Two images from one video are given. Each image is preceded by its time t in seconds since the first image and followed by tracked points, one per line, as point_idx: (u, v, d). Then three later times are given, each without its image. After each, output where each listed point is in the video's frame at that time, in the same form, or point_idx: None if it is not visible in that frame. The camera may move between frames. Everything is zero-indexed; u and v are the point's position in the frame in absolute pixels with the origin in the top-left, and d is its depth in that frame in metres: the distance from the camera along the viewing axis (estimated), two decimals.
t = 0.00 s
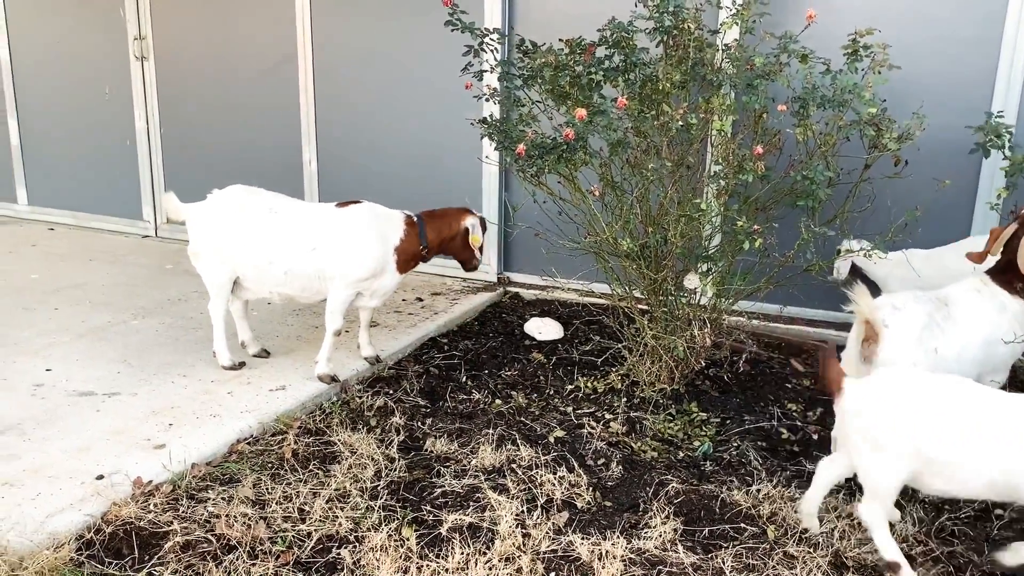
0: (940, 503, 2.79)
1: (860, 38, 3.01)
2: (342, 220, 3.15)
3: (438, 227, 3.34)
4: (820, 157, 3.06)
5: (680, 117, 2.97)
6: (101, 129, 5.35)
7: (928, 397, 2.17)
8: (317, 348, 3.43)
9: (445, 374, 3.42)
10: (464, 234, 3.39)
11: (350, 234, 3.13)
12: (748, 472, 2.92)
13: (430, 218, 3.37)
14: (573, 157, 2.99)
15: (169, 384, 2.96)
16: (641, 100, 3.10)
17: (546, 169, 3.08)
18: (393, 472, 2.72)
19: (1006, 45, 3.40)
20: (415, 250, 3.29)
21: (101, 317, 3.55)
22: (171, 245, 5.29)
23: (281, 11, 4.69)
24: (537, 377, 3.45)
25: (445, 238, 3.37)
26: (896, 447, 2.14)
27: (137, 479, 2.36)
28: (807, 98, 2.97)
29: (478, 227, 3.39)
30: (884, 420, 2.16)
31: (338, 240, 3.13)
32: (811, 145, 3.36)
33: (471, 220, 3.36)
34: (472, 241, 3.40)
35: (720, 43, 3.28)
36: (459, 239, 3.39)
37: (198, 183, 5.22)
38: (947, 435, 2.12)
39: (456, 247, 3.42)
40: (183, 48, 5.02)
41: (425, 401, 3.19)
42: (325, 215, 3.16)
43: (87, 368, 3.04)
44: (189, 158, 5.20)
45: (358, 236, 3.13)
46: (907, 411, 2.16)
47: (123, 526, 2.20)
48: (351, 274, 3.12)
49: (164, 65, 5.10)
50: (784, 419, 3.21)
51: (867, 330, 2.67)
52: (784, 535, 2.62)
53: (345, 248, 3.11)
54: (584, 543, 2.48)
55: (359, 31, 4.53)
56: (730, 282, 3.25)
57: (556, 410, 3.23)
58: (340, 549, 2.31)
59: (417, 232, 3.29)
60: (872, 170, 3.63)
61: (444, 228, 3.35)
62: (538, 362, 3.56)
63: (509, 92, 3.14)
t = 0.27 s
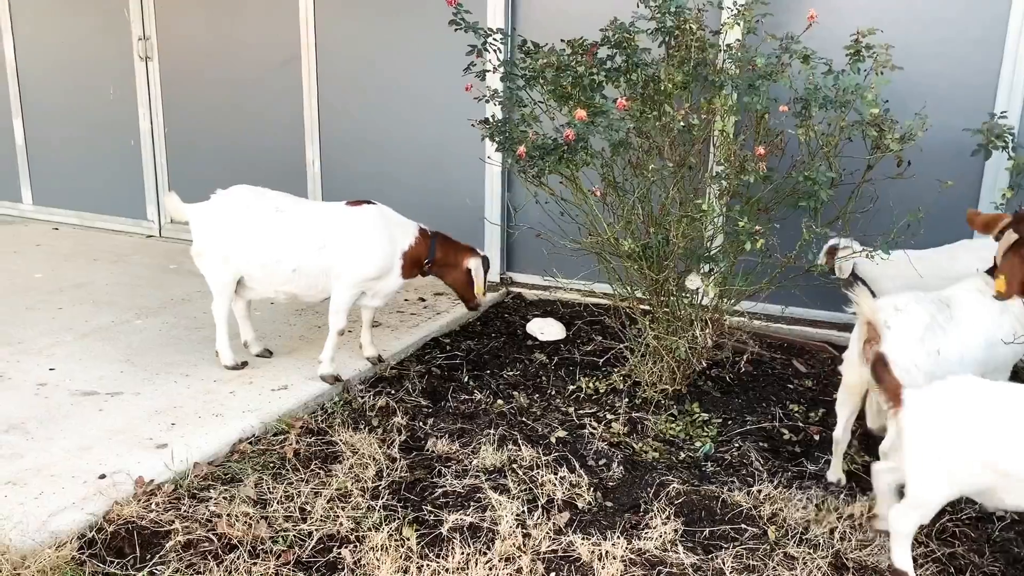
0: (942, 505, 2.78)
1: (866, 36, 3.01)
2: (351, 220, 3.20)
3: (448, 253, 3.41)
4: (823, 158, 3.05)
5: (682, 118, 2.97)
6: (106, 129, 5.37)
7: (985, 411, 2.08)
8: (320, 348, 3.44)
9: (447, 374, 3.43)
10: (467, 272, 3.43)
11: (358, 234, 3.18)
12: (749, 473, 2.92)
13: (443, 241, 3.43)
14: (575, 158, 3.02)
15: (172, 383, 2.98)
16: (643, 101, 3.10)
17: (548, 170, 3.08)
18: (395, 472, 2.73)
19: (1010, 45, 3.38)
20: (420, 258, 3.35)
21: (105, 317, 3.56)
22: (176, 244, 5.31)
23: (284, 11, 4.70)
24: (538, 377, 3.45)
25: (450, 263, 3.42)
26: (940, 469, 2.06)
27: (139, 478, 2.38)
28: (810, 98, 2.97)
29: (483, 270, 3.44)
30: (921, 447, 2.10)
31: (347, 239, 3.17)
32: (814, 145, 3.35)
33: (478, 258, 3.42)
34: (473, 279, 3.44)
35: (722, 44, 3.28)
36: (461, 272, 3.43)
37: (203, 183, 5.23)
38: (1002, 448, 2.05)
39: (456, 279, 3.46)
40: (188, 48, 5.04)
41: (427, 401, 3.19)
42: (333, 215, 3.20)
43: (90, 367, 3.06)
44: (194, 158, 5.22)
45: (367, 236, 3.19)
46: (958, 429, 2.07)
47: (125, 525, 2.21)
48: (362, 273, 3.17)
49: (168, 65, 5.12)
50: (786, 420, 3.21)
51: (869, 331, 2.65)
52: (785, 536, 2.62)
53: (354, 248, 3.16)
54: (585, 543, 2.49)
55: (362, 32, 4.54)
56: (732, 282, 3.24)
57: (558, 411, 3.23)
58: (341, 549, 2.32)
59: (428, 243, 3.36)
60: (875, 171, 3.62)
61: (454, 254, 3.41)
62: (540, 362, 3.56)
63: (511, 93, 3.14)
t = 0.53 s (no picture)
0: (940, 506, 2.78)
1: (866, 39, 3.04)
2: (356, 221, 3.23)
3: (446, 267, 3.43)
4: (822, 159, 3.05)
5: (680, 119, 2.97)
6: (109, 129, 5.40)
7: None
8: (320, 348, 3.46)
9: (447, 375, 3.43)
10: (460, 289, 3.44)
11: (363, 234, 3.20)
12: (747, 474, 2.92)
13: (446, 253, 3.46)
14: (574, 158, 3.03)
15: (172, 384, 2.99)
16: (642, 102, 3.11)
17: (547, 171, 3.08)
18: (393, 472, 2.74)
19: (1011, 45, 3.37)
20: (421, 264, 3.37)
21: (106, 317, 3.58)
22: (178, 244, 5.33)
23: (285, 12, 4.71)
24: (538, 377, 3.45)
25: (448, 275, 3.44)
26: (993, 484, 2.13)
27: (138, 479, 2.39)
28: (809, 99, 2.97)
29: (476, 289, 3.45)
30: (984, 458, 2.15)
31: (353, 239, 3.19)
32: (813, 146, 3.34)
33: (472, 276, 3.44)
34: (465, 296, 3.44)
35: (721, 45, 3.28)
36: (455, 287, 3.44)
37: (205, 183, 5.25)
38: None
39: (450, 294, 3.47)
40: (189, 48, 5.05)
41: (426, 402, 3.20)
42: (338, 217, 3.23)
43: (90, 367, 3.08)
44: (196, 158, 5.23)
45: (372, 236, 3.21)
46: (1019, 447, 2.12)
47: (123, 525, 2.23)
48: (368, 272, 3.18)
49: (170, 66, 5.13)
50: (785, 421, 3.20)
51: (868, 332, 2.67)
52: (782, 537, 2.62)
53: (359, 248, 3.18)
54: (581, 544, 2.50)
55: (363, 32, 4.55)
56: (732, 283, 3.24)
57: (557, 411, 3.24)
58: (338, 549, 2.33)
59: (430, 250, 3.40)
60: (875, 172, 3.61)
61: (452, 268, 3.43)
62: (539, 363, 3.57)
63: (510, 94, 3.14)
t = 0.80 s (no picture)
0: (936, 507, 2.78)
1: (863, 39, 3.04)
2: (355, 222, 3.24)
3: (445, 262, 3.46)
4: (819, 160, 3.05)
5: (677, 120, 2.97)
6: (110, 130, 5.42)
7: None
8: (318, 348, 3.47)
9: (445, 375, 3.44)
10: (461, 282, 3.48)
11: (362, 235, 3.21)
12: (743, 474, 2.92)
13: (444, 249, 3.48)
14: (571, 159, 3.03)
15: (170, 384, 3.01)
16: (639, 102, 3.11)
17: (543, 172, 3.08)
18: (389, 472, 2.75)
19: (1009, 45, 3.35)
20: (420, 263, 3.40)
21: (105, 317, 3.60)
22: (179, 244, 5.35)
23: (284, 12, 4.73)
24: (536, 377, 3.46)
25: (447, 270, 3.48)
26: None
27: (134, 479, 2.41)
28: (806, 100, 2.97)
29: (478, 280, 3.49)
30: None
31: (352, 240, 3.21)
32: (811, 146, 3.34)
33: (473, 268, 3.47)
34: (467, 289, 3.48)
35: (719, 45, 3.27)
36: (456, 281, 3.48)
37: (206, 183, 5.26)
38: None
39: (451, 288, 3.50)
40: (189, 49, 5.07)
41: (424, 402, 3.21)
42: (337, 217, 3.24)
43: (89, 367, 3.10)
44: (196, 158, 5.25)
45: (371, 237, 3.22)
46: None
47: (120, 525, 2.25)
48: (368, 272, 3.20)
49: (170, 66, 5.15)
50: (782, 421, 3.20)
51: (863, 332, 2.67)
52: (777, 537, 2.62)
53: (358, 248, 3.19)
54: (576, 544, 2.50)
55: (361, 32, 4.55)
56: (729, 283, 3.24)
57: (555, 411, 3.24)
58: (333, 549, 2.34)
59: (428, 249, 3.42)
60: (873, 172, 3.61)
61: (451, 264, 3.47)
62: (537, 363, 3.57)
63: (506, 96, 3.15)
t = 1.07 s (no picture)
0: (931, 507, 2.79)
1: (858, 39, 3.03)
2: (352, 222, 3.26)
3: (443, 257, 3.48)
4: (815, 161, 3.05)
5: (672, 121, 2.98)
6: (110, 130, 5.43)
7: None
8: (315, 348, 3.48)
9: (442, 375, 3.45)
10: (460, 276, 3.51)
11: (360, 235, 3.22)
12: (739, 474, 2.93)
13: (440, 244, 3.50)
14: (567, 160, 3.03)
15: (167, 384, 3.02)
16: (635, 103, 3.12)
17: (538, 173, 3.09)
18: (385, 472, 2.76)
19: (1005, 46, 3.35)
20: (418, 261, 3.42)
21: (103, 317, 3.62)
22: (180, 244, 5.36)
23: (283, 13, 4.74)
24: (533, 378, 3.46)
25: (445, 266, 3.50)
26: None
27: (130, 478, 2.43)
28: (801, 101, 2.97)
29: (476, 273, 3.52)
30: None
31: (349, 240, 3.22)
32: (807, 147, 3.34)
33: (471, 262, 3.50)
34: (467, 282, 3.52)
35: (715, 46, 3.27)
36: (455, 276, 3.51)
37: (206, 183, 5.28)
38: None
39: (450, 282, 3.54)
40: (189, 49, 5.08)
41: (421, 402, 3.21)
42: (333, 217, 3.25)
43: (87, 368, 3.11)
44: (195, 159, 5.27)
45: (369, 237, 3.23)
46: None
47: (115, 525, 2.27)
48: (366, 272, 3.21)
49: (170, 66, 5.16)
50: (778, 421, 3.20)
51: (859, 332, 2.65)
52: (772, 537, 2.63)
53: (356, 248, 3.21)
54: (570, 544, 2.51)
55: (359, 32, 4.56)
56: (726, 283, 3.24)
57: (551, 412, 3.24)
58: (328, 549, 2.35)
59: (426, 248, 3.44)
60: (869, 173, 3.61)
61: (449, 259, 3.49)
62: (534, 363, 3.57)
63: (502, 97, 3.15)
